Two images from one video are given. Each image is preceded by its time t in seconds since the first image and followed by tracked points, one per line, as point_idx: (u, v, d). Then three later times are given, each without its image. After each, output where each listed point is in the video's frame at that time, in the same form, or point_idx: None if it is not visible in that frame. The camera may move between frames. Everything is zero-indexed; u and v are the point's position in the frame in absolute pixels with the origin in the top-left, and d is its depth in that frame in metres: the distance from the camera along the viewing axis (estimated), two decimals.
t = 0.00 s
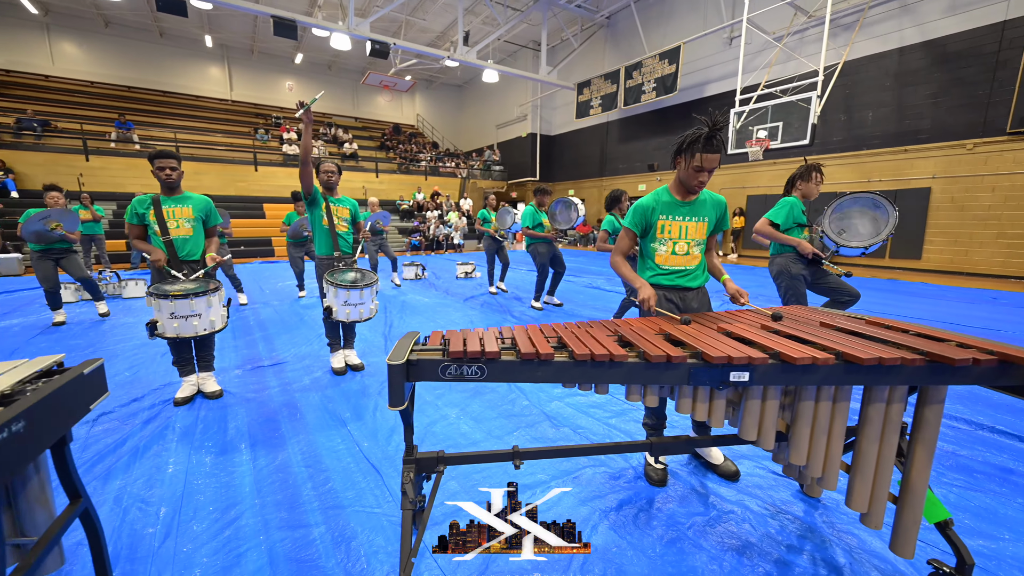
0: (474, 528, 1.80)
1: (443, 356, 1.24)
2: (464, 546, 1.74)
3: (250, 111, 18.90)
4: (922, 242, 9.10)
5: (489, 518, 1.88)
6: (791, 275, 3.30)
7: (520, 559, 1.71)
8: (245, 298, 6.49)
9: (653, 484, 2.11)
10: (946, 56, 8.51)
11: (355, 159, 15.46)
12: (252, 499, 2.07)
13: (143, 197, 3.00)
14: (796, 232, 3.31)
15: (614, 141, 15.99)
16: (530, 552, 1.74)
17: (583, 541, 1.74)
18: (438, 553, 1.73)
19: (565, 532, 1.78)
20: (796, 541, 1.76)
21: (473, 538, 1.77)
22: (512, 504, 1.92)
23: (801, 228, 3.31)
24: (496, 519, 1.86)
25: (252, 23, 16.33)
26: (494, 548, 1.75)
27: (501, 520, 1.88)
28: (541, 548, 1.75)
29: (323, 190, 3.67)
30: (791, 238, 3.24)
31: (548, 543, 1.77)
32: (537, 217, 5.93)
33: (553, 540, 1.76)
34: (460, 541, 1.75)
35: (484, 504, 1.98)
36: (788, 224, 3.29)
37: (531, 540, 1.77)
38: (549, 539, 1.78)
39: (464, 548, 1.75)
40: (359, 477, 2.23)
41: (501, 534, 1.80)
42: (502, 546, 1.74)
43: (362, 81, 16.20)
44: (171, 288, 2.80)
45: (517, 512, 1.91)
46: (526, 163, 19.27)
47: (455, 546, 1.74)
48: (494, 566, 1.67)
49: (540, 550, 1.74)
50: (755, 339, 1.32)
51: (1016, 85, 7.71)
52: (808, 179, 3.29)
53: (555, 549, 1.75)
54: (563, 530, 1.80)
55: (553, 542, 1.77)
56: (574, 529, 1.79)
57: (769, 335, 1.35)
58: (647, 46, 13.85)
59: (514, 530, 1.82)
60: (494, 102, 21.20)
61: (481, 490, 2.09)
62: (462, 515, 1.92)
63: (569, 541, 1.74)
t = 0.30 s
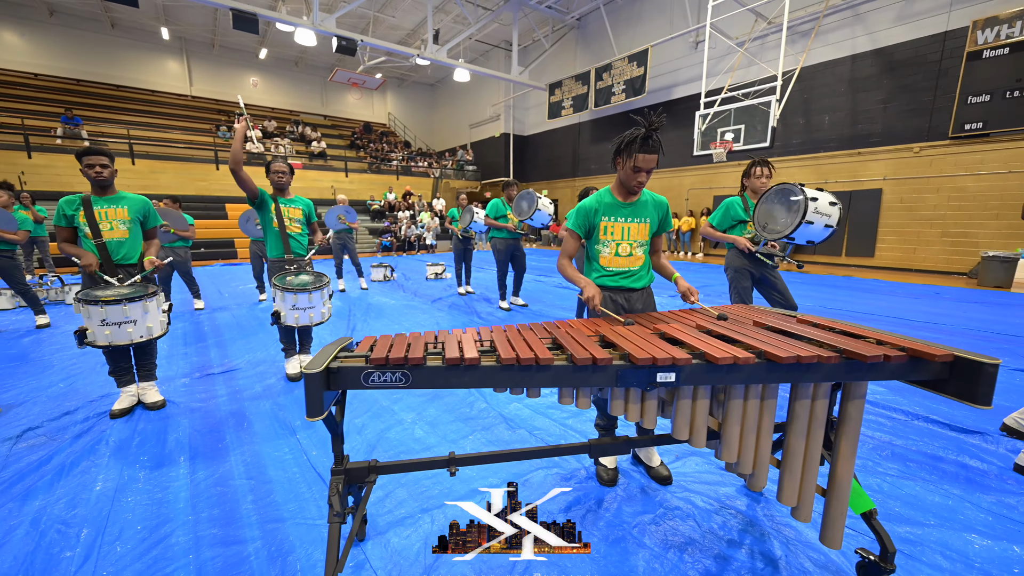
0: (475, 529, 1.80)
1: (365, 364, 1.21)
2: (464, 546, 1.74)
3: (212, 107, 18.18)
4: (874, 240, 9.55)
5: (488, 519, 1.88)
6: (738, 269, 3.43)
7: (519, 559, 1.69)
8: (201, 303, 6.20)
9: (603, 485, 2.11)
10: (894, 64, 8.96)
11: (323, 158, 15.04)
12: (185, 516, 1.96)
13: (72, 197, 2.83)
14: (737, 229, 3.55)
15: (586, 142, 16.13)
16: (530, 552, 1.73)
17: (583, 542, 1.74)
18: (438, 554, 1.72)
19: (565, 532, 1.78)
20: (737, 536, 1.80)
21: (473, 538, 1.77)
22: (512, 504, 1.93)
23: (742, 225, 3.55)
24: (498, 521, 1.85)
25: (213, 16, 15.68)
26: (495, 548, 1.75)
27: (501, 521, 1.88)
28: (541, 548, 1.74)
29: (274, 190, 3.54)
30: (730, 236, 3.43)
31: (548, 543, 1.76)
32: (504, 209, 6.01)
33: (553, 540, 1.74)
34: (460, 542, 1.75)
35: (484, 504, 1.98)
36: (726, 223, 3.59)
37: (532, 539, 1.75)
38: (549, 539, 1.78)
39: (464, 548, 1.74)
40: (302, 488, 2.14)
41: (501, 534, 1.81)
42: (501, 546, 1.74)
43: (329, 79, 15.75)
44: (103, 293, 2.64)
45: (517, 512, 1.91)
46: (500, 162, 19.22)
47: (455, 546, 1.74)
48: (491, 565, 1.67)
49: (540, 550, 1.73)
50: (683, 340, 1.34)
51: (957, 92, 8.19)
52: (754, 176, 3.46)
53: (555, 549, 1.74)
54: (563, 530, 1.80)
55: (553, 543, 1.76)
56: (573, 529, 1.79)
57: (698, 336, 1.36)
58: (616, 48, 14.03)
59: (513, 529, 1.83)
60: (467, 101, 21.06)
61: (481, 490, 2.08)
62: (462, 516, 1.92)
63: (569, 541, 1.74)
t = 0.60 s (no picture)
0: (474, 529, 1.79)
1: (298, 376, 1.16)
2: (464, 547, 1.73)
3: (185, 104, 17.69)
4: (847, 240, 9.79)
5: (489, 519, 1.89)
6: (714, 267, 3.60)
7: (520, 559, 1.70)
8: (169, 307, 6.00)
9: (566, 489, 2.10)
10: (863, 68, 9.22)
11: (302, 158, 14.74)
12: (129, 533, 1.87)
13: (16, 199, 2.71)
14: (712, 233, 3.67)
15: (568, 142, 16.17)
16: (530, 553, 1.73)
17: (584, 542, 1.74)
18: (438, 554, 1.73)
19: (566, 533, 1.78)
20: (695, 539, 1.79)
21: (473, 538, 1.76)
22: (511, 504, 1.94)
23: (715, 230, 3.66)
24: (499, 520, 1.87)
25: (185, 11, 15.23)
26: (495, 548, 1.75)
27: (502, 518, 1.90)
28: (541, 548, 1.74)
29: (236, 193, 3.47)
30: (703, 241, 3.55)
31: (548, 543, 1.76)
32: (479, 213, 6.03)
33: (554, 541, 1.74)
34: (460, 541, 1.75)
35: (484, 504, 1.99)
36: (702, 228, 3.71)
37: (532, 539, 1.76)
38: (549, 539, 1.78)
39: (464, 548, 1.74)
40: (255, 501, 2.06)
41: (501, 534, 1.82)
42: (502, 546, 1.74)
43: (307, 77, 15.44)
44: (44, 300, 2.51)
45: (517, 511, 1.93)
46: (482, 163, 19.14)
47: (455, 546, 1.74)
48: (491, 565, 1.67)
49: (540, 551, 1.73)
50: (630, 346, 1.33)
51: (922, 96, 8.46)
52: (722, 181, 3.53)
53: (555, 549, 1.74)
54: (563, 530, 1.80)
55: (553, 543, 1.76)
56: (573, 529, 1.79)
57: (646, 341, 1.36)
58: (597, 49, 14.11)
59: (513, 529, 1.84)
60: (450, 101, 20.91)
61: (482, 489, 2.09)
62: (462, 516, 1.93)
63: (571, 542, 1.73)
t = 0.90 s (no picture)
0: (474, 529, 1.80)
1: (252, 387, 1.13)
2: (464, 546, 1.75)
3: (167, 102, 17.34)
4: (830, 239, 9.93)
5: (489, 518, 1.91)
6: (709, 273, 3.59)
7: (519, 559, 1.71)
8: (147, 310, 5.85)
9: (544, 495, 2.08)
10: (845, 71, 9.36)
11: (287, 157, 14.52)
12: (88, 548, 1.80)
13: None
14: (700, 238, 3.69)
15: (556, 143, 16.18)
16: (530, 553, 1.75)
17: (583, 542, 1.76)
18: (438, 554, 1.74)
19: (566, 533, 1.79)
20: (670, 544, 1.78)
21: (473, 538, 1.77)
22: (512, 504, 1.96)
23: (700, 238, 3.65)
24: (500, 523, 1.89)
25: (166, 7, 14.93)
26: (495, 548, 1.77)
27: (502, 518, 1.93)
28: (541, 548, 1.76)
29: (209, 196, 3.41)
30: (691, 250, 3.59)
31: (548, 543, 1.78)
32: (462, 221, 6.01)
33: (553, 541, 1.76)
34: (460, 541, 1.76)
35: (484, 504, 2.02)
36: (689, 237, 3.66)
37: (532, 540, 1.78)
38: (549, 539, 1.80)
39: (463, 549, 1.76)
40: (223, 511, 2.01)
41: (501, 534, 1.84)
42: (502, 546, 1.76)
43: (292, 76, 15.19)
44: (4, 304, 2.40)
45: (517, 510, 1.96)
46: (471, 163, 19.05)
47: (455, 546, 1.75)
48: (492, 565, 1.69)
49: (540, 550, 1.75)
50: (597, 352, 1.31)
51: (902, 99, 8.61)
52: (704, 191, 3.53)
53: (555, 549, 1.76)
54: (563, 530, 1.82)
55: (553, 543, 1.78)
56: (573, 529, 1.81)
57: (615, 347, 1.34)
58: (584, 50, 14.15)
59: (513, 529, 1.86)
60: (438, 101, 20.79)
61: (480, 490, 2.12)
62: (462, 516, 1.94)
63: (571, 542, 1.75)
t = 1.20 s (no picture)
0: (474, 529, 1.79)
1: (202, 402, 1.04)
2: (464, 546, 1.73)
3: (154, 101, 17.07)
4: (822, 239, 9.95)
5: (489, 518, 1.90)
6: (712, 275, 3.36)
7: (519, 559, 1.69)
8: (127, 312, 5.69)
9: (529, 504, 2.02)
10: (836, 71, 9.38)
11: (277, 157, 14.32)
12: (44, 567, 1.70)
13: None
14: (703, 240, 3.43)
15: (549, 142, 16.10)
16: (530, 552, 1.73)
17: (583, 542, 1.75)
18: (438, 554, 1.73)
19: (565, 533, 1.79)
20: (659, 556, 1.70)
21: (473, 538, 1.76)
22: (512, 503, 1.96)
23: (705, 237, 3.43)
24: (499, 525, 1.87)
25: (152, 4, 14.67)
26: (495, 548, 1.76)
27: (501, 517, 1.93)
28: (541, 548, 1.74)
29: (187, 194, 3.31)
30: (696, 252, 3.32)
31: (548, 543, 1.76)
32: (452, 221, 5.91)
33: (553, 541, 1.74)
34: (460, 541, 1.75)
35: (484, 504, 2.01)
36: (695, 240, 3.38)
37: (532, 540, 1.77)
38: (549, 539, 1.78)
39: (463, 549, 1.74)
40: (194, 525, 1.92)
41: (501, 534, 1.82)
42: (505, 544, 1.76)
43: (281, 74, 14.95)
44: None
45: (516, 511, 1.96)
46: (464, 162, 18.92)
47: (455, 546, 1.74)
48: (492, 565, 1.67)
49: (540, 550, 1.74)
50: (580, 358, 1.24)
51: (892, 98, 8.64)
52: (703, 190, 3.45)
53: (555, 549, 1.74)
54: (563, 530, 1.81)
55: (553, 543, 1.76)
56: (573, 529, 1.80)
57: (598, 354, 1.26)
58: (577, 48, 14.09)
59: (513, 529, 1.85)
60: (431, 100, 20.63)
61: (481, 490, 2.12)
62: (462, 516, 1.93)
63: (570, 541, 1.74)
